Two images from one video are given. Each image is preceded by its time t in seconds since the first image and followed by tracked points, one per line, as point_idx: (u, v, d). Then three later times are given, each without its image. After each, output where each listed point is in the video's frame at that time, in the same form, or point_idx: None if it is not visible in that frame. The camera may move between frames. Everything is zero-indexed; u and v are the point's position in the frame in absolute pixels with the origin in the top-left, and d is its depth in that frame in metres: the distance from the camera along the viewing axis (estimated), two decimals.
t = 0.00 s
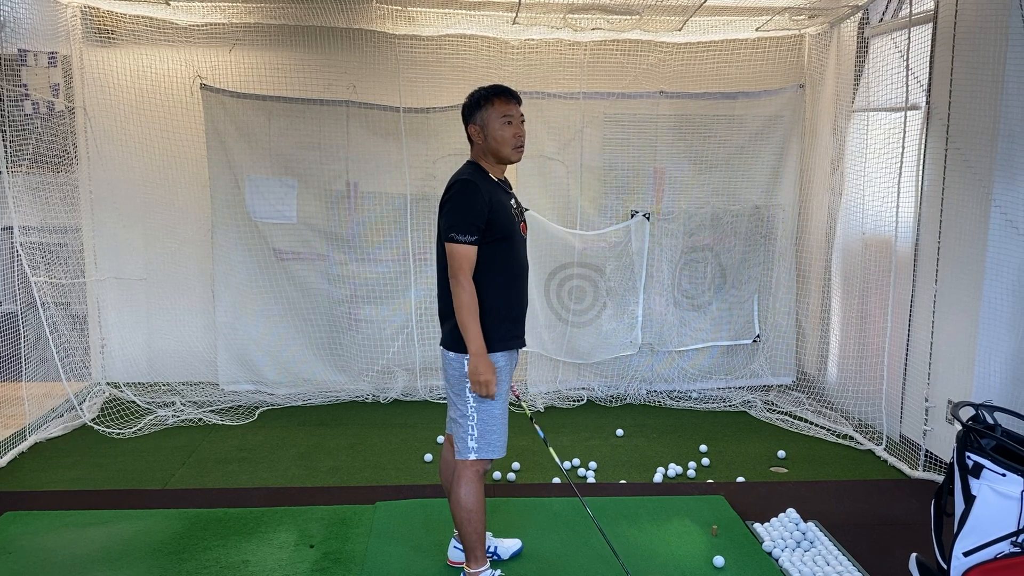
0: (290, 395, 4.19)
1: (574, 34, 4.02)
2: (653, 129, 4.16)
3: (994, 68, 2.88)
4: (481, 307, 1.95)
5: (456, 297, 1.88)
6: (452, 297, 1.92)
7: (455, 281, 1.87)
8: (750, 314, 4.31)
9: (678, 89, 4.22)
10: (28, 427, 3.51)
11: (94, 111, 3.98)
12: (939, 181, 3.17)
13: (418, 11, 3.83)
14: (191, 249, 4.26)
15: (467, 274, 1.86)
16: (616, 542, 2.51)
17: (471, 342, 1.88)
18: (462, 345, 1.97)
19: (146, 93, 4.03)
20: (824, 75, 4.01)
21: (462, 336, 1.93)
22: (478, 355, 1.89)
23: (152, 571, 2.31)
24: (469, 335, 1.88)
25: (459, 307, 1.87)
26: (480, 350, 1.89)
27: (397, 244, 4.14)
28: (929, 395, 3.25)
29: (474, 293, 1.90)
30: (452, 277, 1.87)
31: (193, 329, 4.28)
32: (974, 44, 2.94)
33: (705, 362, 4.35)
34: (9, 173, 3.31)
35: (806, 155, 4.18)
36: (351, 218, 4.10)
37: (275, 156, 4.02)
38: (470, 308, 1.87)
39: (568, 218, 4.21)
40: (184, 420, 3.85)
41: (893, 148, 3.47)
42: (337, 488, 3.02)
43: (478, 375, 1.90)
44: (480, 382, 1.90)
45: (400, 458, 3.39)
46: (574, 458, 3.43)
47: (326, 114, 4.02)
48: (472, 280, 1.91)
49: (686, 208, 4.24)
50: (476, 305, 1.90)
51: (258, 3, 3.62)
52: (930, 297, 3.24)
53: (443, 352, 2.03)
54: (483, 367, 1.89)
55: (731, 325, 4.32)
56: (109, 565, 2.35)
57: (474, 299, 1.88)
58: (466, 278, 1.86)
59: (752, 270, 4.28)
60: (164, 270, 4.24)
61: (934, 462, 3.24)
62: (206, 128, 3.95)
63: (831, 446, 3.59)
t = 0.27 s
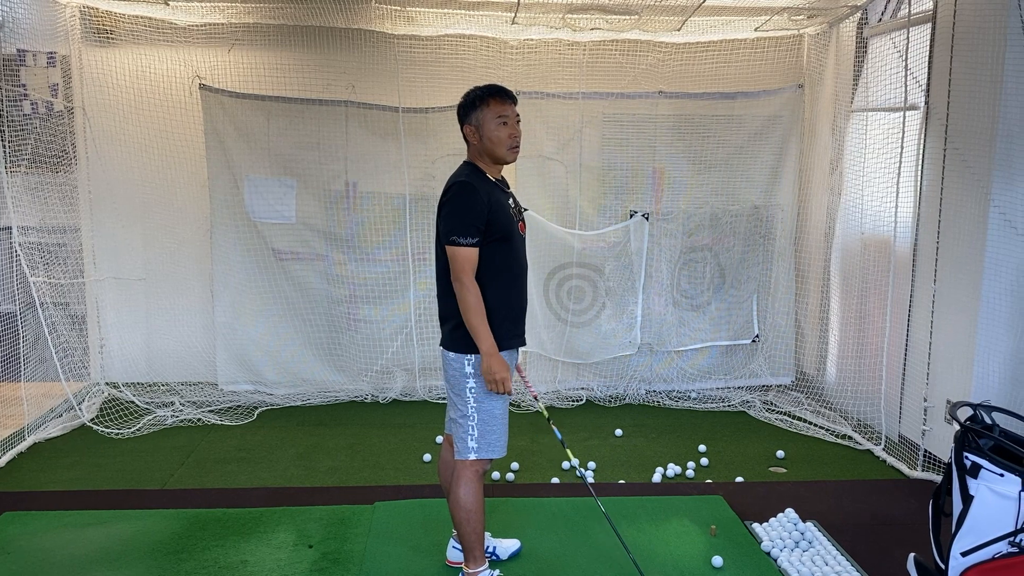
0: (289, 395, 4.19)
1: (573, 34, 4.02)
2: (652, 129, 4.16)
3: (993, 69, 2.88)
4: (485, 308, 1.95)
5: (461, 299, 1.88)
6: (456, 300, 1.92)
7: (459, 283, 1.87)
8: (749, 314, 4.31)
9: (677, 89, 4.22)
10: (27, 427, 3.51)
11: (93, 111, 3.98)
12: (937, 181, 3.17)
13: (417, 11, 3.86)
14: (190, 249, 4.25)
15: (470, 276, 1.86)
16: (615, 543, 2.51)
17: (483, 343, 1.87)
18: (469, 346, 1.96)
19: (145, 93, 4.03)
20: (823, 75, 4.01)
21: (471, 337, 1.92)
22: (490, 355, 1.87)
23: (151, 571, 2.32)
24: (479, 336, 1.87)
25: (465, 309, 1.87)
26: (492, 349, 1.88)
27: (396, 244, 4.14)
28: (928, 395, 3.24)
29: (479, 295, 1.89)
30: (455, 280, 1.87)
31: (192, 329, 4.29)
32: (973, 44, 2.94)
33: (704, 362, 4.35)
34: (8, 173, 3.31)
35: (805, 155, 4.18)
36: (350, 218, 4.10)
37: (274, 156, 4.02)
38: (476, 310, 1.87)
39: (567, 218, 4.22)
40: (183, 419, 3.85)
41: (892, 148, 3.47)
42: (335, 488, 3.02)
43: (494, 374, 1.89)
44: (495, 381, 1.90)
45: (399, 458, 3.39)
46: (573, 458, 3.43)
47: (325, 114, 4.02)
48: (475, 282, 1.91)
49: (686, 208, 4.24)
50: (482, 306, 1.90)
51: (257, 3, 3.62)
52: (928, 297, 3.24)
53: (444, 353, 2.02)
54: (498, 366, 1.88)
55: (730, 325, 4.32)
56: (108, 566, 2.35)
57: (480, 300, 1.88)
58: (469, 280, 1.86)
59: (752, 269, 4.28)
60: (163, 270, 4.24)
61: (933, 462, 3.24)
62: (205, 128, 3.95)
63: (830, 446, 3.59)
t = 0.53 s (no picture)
0: (288, 395, 4.19)
1: (572, 34, 4.01)
2: (651, 129, 4.16)
3: (992, 69, 2.87)
4: (482, 309, 1.94)
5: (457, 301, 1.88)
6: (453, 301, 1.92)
7: (456, 284, 1.87)
8: (749, 314, 4.31)
9: (677, 89, 4.22)
10: (26, 427, 3.50)
11: (92, 111, 3.97)
12: (937, 181, 3.17)
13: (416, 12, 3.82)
14: (190, 249, 4.25)
15: (467, 277, 1.86)
16: (614, 543, 2.51)
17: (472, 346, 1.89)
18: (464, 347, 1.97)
19: (144, 93, 4.03)
20: (823, 75, 4.01)
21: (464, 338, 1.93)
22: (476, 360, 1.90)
23: (150, 572, 2.31)
24: (471, 338, 1.89)
25: (462, 311, 1.87)
26: (481, 353, 1.90)
27: (395, 245, 4.14)
28: (927, 395, 3.24)
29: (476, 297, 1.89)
30: (453, 281, 1.87)
31: (192, 329, 4.28)
32: (973, 44, 2.94)
33: (704, 363, 4.35)
34: (7, 173, 3.31)
35: (805, 155, 4.18)
36: (349, 218, 4.10)
37: (273, 156, 4.02)
38: (472, 312, 1.87)
39: (567, 218, 4.22)
40: (182, 420, 3.85)
41: (891, 149, 3.47)
42: (334, 488, 3.02)
43: (482, 378, 1.91)
44: (481, 386, 1.92)
45: (398, 458, 3.39)
46: (572, 458, 3.43)
47: (324, 114, 4.02)
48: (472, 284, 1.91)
49: (685, 208, 4.24)
50: (478, 308, 1.90)
51: (256, 3, 3.62)
52: (928, 298, 3.24)
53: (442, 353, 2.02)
54: (485, 371, 1.90)
55: (729, 325, 4.31)
56: (107, 566, 2.35)
57: (476, 302, 1.89)
58: (467, 282, 1.86)
59: (751, 270, 4.28)
60: (162, 270, 4.23)
61: (932, 462, 3.24)
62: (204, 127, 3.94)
63: (829, 446, 3.59)
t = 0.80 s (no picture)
0: (288, 395, 4.19)
1: (571, 34, 4.00)
2: (650, 130, 4.17)
3: (990, 70, 2.88)
4: (477, 310, 1.94)
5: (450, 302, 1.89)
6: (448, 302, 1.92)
7: (450, 286, 1.87)
8: (748, 314, 4.31)
9: (676, 89, 4.22)
10: (25, 428, 3.50)
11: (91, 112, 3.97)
12: (936, 182, 3.17)
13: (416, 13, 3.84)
14: (189, 249, 4.25)
15: (461, 279, 1.86)
16: (613, 544, 2.51)
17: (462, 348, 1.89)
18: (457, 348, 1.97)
19: (143, 94, 4.03)
20: (822, 75, 4.01)
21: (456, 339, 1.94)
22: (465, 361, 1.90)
23: (149, 573, 2.31)
24: (462, 340, 1.89)
25: (455, 312, 1.88)
26: (472, 355, 1.90)
27: (394, 245, 4.14)
28: (926, 395, 3.24)
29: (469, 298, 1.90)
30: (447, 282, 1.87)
31: (191, 330, 4.28)
32: (971, 45, 2.94)
33: (703, 363, 4.35)
34: (6, 174, 3.31)
35: (803, 156, 4.18)
36: (348, 219, 4.09)
37: (272, 156, 4.02)
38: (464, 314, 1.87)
39: (566, 219, 4.22)
40: (181, 420, 3.85)
41: (889, 149, 3.47)
42: (334, 489, 3.02)
43: (471, 380, 1.91)
44: (470, 388, 1.92)
45: (397, 459, 3.39)
46: (571, 459, 3.43)
47: (323, 114, 4.02)
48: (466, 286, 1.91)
49: (684, 209, 4.24)
50: (470, 310, 1.90)
51: (255, 3, 3.61)
52: (927, 298, 3.24)
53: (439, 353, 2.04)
54: (474, 372, 1.90)
55: (728, 325, 4.31)
56: (105, 567, 2.35)
57: (468, 304, 1.89)
58: (461, 284, 1.86)
59: (750, 270, 4.28)
60: (161, 271, 4.23)
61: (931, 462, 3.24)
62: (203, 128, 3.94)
63: (828, 446, 3.59)
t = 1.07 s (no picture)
0: (286, 397, 4.20)
1: (569, 36, 4.01)
2: (649, 131, 4.17)
3: (988, 72, 2.88)
4: (473, 314, 1.95)
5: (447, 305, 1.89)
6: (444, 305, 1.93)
7: (446, 290, 1.87)
8: (746, 315, 4.31)
9: (674, 91, 4.23)
10: (23, 430, 3.51)
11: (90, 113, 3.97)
12: (934, 184, 3.17)
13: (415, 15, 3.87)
14: (188, 250, 4.25)
15: (457, 283, 1.87)
16: (611, 546, 2.51)
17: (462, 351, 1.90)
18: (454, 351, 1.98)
19: (142, 95, 4.03)
20: (820, 77, 4.01)
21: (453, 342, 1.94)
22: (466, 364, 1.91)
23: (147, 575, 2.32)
24: (460, 343, 1.89)
25: (451, 316, 1.88)
26: (471, 358, 1.91)
27: (393, 246, 4.14)
28: (924, 397, 3.25)
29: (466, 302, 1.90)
30: (443, 286, 1.88)
31: (189, 332, 4.29)
32: (969, 47, 2.94)
33: (701, 364, 4.36)
34: (5, 176, 3.32)
35: (802, 157, 4.18)
36: (347, 220, 4.10)
37: (271, 158, 4.02)
38: (461, 317, 1.88)
39: (564, 220, 4.22)
40: (180, 422, 3.86)
41: (887, 151, 3.47)
42: (332, 490, 3.03)
43: (471, 383, 1.92)
44: (470, 390, 1.93)
45: (395, 460, 3.40)
46: (569, 460, 3.43)
47: (322, 116, 4.02)
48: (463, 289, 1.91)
49: (683, 210, 4.24)
50: (467, 313, 1.91)
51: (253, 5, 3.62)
52: (925, 299, 3.25)
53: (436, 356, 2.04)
54: (473, 375, 1.91)
55: (727, 327, 4.32)
56: (104, 569, 2.35)
57: (465, 307, 1.89)
58: (457, 288, 1.87)
59: (749, 271, 4.29)
60: (160, 272, 4.23)
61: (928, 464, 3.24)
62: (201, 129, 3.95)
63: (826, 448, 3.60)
